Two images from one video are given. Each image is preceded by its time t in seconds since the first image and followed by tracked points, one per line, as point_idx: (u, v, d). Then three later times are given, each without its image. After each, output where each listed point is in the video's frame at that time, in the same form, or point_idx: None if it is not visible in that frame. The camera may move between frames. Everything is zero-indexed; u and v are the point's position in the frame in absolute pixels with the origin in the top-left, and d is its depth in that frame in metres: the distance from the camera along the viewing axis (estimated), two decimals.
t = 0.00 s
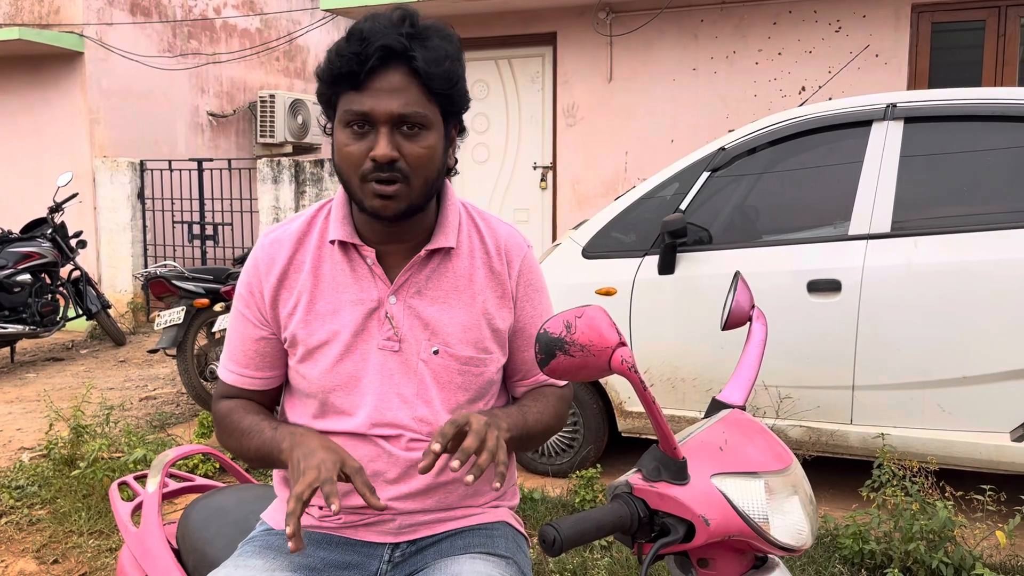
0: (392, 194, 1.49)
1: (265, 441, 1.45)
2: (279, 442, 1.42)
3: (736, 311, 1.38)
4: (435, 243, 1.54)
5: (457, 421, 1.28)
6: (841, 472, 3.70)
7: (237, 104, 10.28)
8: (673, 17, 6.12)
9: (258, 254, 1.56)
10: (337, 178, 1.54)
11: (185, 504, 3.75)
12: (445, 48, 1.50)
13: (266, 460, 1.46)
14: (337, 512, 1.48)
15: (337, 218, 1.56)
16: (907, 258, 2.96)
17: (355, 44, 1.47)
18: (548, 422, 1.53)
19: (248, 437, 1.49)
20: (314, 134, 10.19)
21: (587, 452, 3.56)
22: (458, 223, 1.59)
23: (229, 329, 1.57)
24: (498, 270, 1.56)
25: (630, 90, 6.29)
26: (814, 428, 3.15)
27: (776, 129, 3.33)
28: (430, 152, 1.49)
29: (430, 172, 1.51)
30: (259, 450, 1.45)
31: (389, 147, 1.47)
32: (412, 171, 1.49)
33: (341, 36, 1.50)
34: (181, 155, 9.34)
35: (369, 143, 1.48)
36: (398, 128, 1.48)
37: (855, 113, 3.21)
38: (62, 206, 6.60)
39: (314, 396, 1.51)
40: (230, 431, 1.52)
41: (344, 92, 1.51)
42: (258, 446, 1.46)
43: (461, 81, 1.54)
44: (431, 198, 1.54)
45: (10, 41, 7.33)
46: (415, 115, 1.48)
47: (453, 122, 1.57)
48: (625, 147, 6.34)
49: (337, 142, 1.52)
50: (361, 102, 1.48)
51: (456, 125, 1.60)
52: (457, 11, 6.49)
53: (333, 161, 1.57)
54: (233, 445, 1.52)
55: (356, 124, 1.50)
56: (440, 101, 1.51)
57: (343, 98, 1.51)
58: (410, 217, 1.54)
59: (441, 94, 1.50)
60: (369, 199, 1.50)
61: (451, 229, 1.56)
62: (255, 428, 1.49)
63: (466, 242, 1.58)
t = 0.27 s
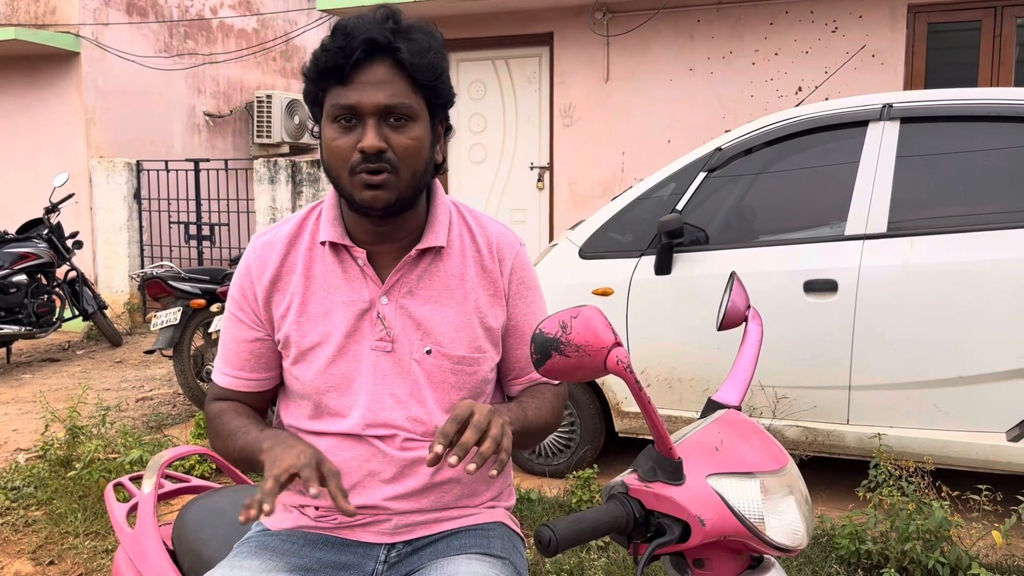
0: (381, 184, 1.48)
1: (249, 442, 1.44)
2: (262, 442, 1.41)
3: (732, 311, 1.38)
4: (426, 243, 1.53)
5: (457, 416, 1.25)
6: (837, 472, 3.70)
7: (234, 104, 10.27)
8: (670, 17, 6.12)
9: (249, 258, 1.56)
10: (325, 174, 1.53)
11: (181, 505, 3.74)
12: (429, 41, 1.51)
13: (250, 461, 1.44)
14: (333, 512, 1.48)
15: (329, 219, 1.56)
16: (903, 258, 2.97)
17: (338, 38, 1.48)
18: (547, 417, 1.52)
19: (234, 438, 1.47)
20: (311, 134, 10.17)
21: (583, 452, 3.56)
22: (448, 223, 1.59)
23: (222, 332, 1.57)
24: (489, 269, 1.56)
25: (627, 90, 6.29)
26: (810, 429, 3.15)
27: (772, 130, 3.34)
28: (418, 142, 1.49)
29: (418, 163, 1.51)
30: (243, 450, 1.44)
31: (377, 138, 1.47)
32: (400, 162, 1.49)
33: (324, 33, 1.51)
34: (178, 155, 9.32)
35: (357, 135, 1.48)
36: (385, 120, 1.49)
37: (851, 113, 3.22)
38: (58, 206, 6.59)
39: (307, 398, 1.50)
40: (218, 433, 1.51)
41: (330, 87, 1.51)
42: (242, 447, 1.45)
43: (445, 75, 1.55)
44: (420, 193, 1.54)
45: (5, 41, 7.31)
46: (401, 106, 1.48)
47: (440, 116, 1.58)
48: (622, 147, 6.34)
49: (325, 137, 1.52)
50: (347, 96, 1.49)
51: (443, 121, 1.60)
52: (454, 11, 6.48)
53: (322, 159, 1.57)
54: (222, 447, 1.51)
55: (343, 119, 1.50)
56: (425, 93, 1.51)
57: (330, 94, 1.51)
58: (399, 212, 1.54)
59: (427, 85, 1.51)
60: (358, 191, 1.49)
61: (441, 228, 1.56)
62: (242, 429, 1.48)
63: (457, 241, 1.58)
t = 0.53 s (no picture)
0: (359, 186, 1.48)
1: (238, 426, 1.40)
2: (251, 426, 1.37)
3: (729, 311, 1.38)
4: (415, 238, 1.53)
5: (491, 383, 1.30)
6: (834, 473, 3.70)
7: (231, 104, 10.26)
8: (667, 18, 6.12)
9: (242, 258, 1.56)
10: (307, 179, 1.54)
11: (178, 506, 3.73)
12: (400, 41, 1.50)
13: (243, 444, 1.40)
14: (329, 512, 1.48)
15: (319, 218, 1.57)
16: (900, 258, 2.97)
17: (309, 45, 1.48)
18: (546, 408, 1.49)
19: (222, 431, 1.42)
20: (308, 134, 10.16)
21: (581, 453, 3.56)
22: (438, 219, 1.58)
23: (215, 335, 1.57)
24: (480, 262, 1.55)
25: (623, 91, 6.29)
26: (808, 429, 3.15)
27: (768, 130, 3.34)
28: (394, 142, 1.49)
29: (396, 163, 1.50)
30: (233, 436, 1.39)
31: (352, 141, 1.47)
32: (378, 163, 1.48)
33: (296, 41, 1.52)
34: (175, 155, 9.31)
35: (332, 139, 1.48)
36: (360, 122, 1.48)
37: (848, 114, 3.22)
38: (55, 207, 6.57)
39: (301, 397, 1.50)
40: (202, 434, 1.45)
41: (306, 94, 1.52)
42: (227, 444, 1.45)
43: (421, 73, 1.54)
44: (401, 192, 1.53)
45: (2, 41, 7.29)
46: (375, 107, 1.48)
47: (420, 115, 1.57)
48: (620, 147, 6.34)
49: (304, 143, 1.53)
50: (320, 102, 1.49)
51: (424, 120, 1.59)
52: (451, 12, 6.49)
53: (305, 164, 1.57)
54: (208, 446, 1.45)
55: (320, 123, 1.51)
56: (400, 92, 1.50)
57: (306, 100, 1.52)
58: (382, 212, 1.53)
59: (400, 85, 1.50)
60: (337, 194, 1.49)
61: (430, 224, 1.55)
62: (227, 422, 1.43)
63: (447, 236, 1.57)
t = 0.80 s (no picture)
0: (374, 185, 1.47)
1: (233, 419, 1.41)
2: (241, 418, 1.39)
3: (728, 312, 1.38)
4: (406, 232, 1.53)
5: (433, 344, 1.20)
6: (832, 473, 3.71)
7: (228, 105, 10.26)
8: (664, 19, 6.13)
9: (235, 258, 1.56)
10: (316, 175, 1.52)
11: (175, 508, 3.73)
12: (420, 45, 1.52)
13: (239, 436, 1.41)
14: (327, 514, 1.47)
15: (312, 215, 1.57)
16: (898, 259, 2.97)
17: (332, 41, 1.48)
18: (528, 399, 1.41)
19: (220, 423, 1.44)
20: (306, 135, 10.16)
21: (579, 453, 3.56)
22: (428, 213, 1.58)
23: (210, 336, 1.56)
24: (468, 253, 1.54)
25: (622, 92, 6.30)
26: (806, 429, 3.15)
27: (766, 131, 3.34)
28: (411, 144, 1.49)
29: (411, 165, 1.50)
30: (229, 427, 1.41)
31: (372, 139, 1.46)
32: (394, 163, 1.48)
33: (315, 35, 1.51)
34: (173, 156, 9.31)
35: (350, 136, 1.47)
36: (378, 122, 1.48)
37: (846, 114, 3.22)
38: (52, 207, 6.56)
39: (296, 394, 1.50)
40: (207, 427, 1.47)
41: (322, 89, 1.51)
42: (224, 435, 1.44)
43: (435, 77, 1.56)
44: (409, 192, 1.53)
45: None
46: (395, 108, 1.48)
47: (429, 119, 1.59)
48: (618, 148, 6.34)
49: (316, 138, 1.51)
50: (340, 98, 1.48)
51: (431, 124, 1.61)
52: (449, 13, 6.49)
53: (310, 160, 1.56)
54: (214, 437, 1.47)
55: (336, 120, 1.49)
56: (416, 95, 1.52)
57: (322, 95, 1.51)
58: (388, 211, 1.53)
59: (418, 88, 1.51)
60: (350, 192, 1.48)
61: (421, 219, 1.55)
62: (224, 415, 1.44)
63: (436, 229, 1.57)
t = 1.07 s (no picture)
0: (380, 187, 1.48)
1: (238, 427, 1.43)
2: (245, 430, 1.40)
3: (725, 315, 1.38)
4: (409, 241, 1.52)
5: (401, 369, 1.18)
6: (831, 475, 3.71)
7: (226, 107, 10.26)
8: (662, 21, 6.13)
9: (234, 253, 1.56)
10: (323, 172, 1.52)
11: (173, 510, 3.72)
12: (443, 54, 1.53)
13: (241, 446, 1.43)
14: (324, 517, 1.47)
15: (314, 217, 1.56)
16: (896, 260, 2.98)
17: (355, 38, 1.48)
18: (513, 421, 1.44)
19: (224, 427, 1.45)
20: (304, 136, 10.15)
21: (577, 455, 3.56)
22: (432, 221, 1.57)
23: (207, 327, 1.58)
24: (469, 266, 1.54)
25: (619, 94, 6.30)
26: (804, 431, 3.15)
27: (764, 133, 3.35)
28: (421, 151, 1.50)
29: (419, 172, 1.51)
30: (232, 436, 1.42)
31: (383, 141, 1.46)
32: (402, 168, 1.48)
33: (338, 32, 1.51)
34: (171, 157, 9.30)
35: (362, 136, 1.48)
36: (392, 125, 1.49)
37: (843, 116, 3.23)
38: (50, 209, 6.55)
39: (289, 395, 1.51)
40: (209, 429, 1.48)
41: (339, 86, 1.51)
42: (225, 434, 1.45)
43: (453, 89, 1.57)
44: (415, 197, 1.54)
45: None
46: (410, 113, 1.49)
47: (439, 129, 1.60)
48: (616, 149, 6.34)
49: (327, 134, 1.51)
50: (357, 97, 1.48)
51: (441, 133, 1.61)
52: (447, 14, 6.49)
53: (318, 156, 1.55)
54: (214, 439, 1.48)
55: (350, 118, 1.49)
56: (431, 104, 1.53)
57: (339, 92, 1.51)
58: (392, 216, 1.53)
59: (434, 97, 1.52)
60: (357, 192, 1.48)
61: (424, 227, 1.54)
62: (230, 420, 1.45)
63: (438, 238, 1.56)
